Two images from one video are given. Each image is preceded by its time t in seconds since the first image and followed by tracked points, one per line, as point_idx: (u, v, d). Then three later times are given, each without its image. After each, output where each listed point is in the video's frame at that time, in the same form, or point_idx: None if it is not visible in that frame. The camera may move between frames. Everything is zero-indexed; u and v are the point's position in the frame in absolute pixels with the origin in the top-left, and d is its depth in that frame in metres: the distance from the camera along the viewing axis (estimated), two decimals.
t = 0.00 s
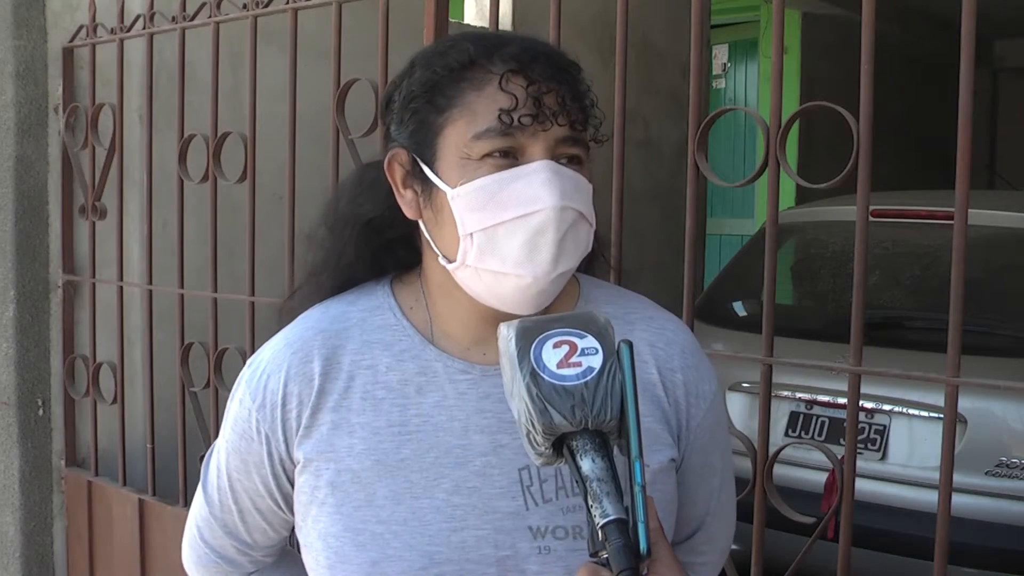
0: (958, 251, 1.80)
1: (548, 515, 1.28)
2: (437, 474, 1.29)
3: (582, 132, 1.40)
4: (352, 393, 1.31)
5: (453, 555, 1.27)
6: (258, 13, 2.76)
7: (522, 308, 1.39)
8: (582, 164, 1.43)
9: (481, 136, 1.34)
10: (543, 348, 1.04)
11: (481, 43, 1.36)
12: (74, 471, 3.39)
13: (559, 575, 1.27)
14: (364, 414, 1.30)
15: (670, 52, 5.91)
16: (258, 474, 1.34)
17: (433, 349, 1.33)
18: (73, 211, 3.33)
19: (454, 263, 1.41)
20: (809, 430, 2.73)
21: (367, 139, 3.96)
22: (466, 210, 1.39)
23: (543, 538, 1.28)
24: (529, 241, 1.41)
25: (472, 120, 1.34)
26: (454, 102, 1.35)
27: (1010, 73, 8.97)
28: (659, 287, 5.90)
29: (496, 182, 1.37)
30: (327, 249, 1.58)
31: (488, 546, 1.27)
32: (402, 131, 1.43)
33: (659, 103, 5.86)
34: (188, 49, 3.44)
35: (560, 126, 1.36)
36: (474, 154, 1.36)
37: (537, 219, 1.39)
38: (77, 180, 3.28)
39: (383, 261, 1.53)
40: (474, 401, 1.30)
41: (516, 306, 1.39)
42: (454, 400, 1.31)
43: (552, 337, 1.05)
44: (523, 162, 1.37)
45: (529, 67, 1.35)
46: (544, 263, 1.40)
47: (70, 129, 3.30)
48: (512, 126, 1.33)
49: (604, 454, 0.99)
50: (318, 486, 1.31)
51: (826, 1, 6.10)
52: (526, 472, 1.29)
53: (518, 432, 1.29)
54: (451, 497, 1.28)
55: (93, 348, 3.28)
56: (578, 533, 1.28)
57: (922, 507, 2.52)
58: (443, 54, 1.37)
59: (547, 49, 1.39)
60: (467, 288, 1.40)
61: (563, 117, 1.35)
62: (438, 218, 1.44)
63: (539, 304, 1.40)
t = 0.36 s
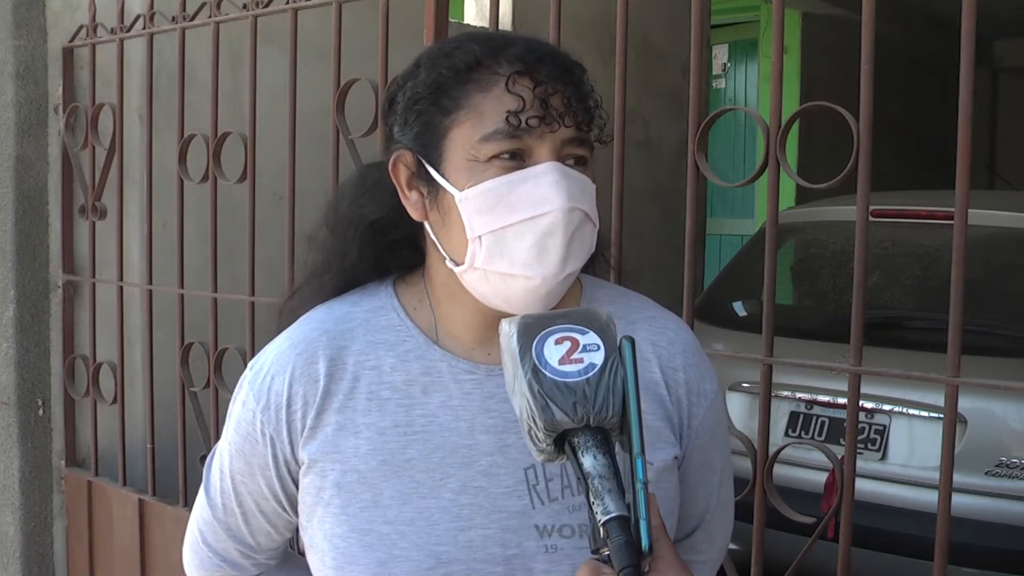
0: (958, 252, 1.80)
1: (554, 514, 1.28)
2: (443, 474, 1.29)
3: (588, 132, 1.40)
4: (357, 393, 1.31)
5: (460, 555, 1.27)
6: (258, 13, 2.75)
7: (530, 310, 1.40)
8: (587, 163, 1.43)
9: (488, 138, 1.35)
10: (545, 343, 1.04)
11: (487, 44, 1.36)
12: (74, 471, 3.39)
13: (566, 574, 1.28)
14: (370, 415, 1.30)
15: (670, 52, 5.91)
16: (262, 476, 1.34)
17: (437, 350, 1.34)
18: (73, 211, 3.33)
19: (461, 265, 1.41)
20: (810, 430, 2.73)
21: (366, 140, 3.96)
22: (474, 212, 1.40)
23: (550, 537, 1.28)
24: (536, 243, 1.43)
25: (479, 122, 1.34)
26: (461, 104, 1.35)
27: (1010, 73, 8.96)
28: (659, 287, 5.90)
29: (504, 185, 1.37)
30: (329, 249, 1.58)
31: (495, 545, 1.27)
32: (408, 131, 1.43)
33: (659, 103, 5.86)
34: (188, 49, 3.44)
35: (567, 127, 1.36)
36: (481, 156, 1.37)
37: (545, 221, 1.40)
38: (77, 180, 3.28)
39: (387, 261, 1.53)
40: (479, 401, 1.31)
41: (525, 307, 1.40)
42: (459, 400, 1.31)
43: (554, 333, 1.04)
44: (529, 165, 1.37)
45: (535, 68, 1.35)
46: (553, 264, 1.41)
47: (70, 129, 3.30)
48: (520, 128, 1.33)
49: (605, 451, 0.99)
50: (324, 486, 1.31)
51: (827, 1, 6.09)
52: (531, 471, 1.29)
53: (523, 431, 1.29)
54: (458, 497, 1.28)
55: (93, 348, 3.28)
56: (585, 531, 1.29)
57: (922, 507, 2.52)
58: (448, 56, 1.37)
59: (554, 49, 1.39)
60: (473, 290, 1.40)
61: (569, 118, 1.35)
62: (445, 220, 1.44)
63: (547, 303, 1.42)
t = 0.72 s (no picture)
0: (957, 252, 1.80)
1: (558, 513, 1.29)
2: (447, 475, 1.29)
3: (588, 131, 1.40)
4: (359, 395, 1.31)
5: (465, 555, 1.27)
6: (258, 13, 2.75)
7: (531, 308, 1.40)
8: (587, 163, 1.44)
9: (488, 137, 1.35)
10: (547, 341, 1.04)
11: (487, 44, 1.36)
12: (74, 471, 3.39)
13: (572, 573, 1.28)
14: (372, 417, 1.31)
15: (670, 52, 5.91)
16: (264, 480, 1.34)
17: (439, 351, 1.34)
18: (73, 211, 3.33)
19: (463, 263, 1.42)
20: (809, 430, 2.73)
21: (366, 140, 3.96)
22: (475, 210, 1.40)
23: (555, 536, 1.28)
24: (538, 240, 1.42)
25: (479, 121, 1.34)
26: (461, 103, 1.35)
27: (1010, 74, 8.97)
28: (659, 287, 5.90)
29: (505, 183, 1.37)
30: (331, 249, 1.58)
31: (501, 545, 1.28)
32: (408, 131, 1.43)
33: (659, 103, 5.86)
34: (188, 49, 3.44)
35: (567, 126, 1.36)
36: (481, 156, 1.37)
37: (547, 218, 1.40)
38: (77, 179, 3.28)
39: (388, 263, 1.53)
40: (482, 401, 1.31)
41: (527, 304, 1.40)
42: (462, 401, 1.31)
43: (556, 330, 1.05)
44: (529, 162, 1.37)
45: (536, 68, 1.35)
46: (554, 261, 1.41)
47: (70, 129, 3.30)
48: (521, 127, 1.33)
49: (607, 449, 0.99)
50: (328, 489, 1.31)
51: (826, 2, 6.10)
52: (536, 471, 1.29)
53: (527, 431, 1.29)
54: (462, 498, 1.28)
55: (93, 348, 3.28)
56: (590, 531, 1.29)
57: (922, 507, 2.52)
58: (449, 55, 1.37)
59: (554, 49, 1.39)
60: (475, 288, 1.40)
61: (570, 118, 1.35)
62: (446, 219, 1.44)
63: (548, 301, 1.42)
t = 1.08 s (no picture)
0: (958, 251, 1.80)
1: (561, 514, 1.29)
2: (450, 475, 1.29)
3: (588, 128, 1.40)
4: (363, 393, 1.31)
5: (467, 556, 1.27)
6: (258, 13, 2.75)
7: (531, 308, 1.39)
8: (588, 160, 1.43)
9: (486, 135, 1.35)
10: (549, 340, 1.04)
11: (484, 42, 1.36)
12: (74, 471, 3.39)
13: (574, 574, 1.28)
14: (376, 416, 1.31)
15: (670, 52, 5.91)
16: (267, 477, 1.34)
17: (443, 350, 1.34)
18: (73, 211, 3.33)
19: (462, 264, 1.41)
20: (809, 430, 2.73)
21: (366, 140, 3.96)
22: (475, 210, 1.40)
23: (558, 538, 1.28)
24: (537, 240, 1.42)
25: (478, 120, 1.34)
26: (460, 102, 1.35)
27: (1010, 74, 8.97)
28: (659, 287, 5.90)
29: (504, 182, 1.37)
30: (334, 249, 1.58)
31: (503, 546, 1.28)
32: (410, 132, 1.44)
33: (659, 103, 5.86)
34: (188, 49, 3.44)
35: (566, 123, 1.36)
36: (480, 154, 1.37)
37: (545, 219, 1.39)
38: (77, 179, 3.28)
39: (393, 262, 1.53)
40: (486, 401, 1.31)
41: (526, 305, 1.38)
42: (466, 401, 1.31)
43: (558, 330, 1.05)
44: (528, 162, 1.38)
45: (534, 66, 1.35)
46: (553, 261, 1.40)
47: (70, 129, 3.30)
48: (518, 125, 1.33)
49: (609, 448, 0.99)
50: (331, 487, 1.31)
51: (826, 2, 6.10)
52: (538, 472, 1.29)
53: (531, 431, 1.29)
54: (465, 498, 1.28)
55: (93, 348, 3.28)
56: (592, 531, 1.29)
57: (922, 507, 2.52)
58: (446, 55, 1.37)
59: (552, 47, 1.40)
60: (475, 288, 1.40)
61: (568, 115, 1.35)
62: (446, 219, 1.45)
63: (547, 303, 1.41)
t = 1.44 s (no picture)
0: (957, 252, 1.80)
1: (560, 515, 1.28)
2: (449, 476, 1.29)
3: (592, 138, 1.40)
4: (362, 394, 1.32)
5: (466, 556, 1.27)
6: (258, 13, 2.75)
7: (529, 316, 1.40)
8: (592, 167, 1.43)
9: (490, 143, 1.35)
10: (551, 343, 1.04)
11: (492, 47, 1.36)
12: (74, 471, 3.39)
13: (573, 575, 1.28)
14: (375, 416, 1.31)
15: (670, 52, 5.91)
16: (266, 478, 1.34)
17: (442, 352, 1.34)
18: (73, 211, 3.33)
19: (461, 269, 1.42)
20: (809, 430, 2.73)
21: (366, 141, 3.96)
22: (475, 216, 1.40)
23: (556, 539, 1.28)
24: (536, 248, 1.42)
25: (482, 126, 1.34)
26: (464, 107, 1.35)
27: (1010, 74, 8.97)
28: (659, 287, 5.90)
29: (505, 190, 1.38)
30: (334, 248, 1.58)
31: (502, 547, 1.28)
32: (412, 133, 1.43)
33: (659, 103, 5.86)
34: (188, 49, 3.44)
35: (570, 133, 1.36)
36: (483, 162, 1.37)
37: (545, 228, 1.40)
38: (77, 179, 3.28)
39: (392, 261, 1.53)
40: (485, 402, 1.31)
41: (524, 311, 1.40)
42: (464, 402, 1.31)
43: (560, 332, 1.05)
44: (532, 170, 1.38)
45: (540, 72, 1.35)
46: (552, 270, 1.41)
47: (70, 129, 3.30)
48: (523, 134, 1.33)
49: (612, 450, 0.99)
50: (330, 488, 1.31)
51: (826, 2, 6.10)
52: (537, 473, 1.29)
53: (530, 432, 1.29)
54: (464, 499, 1.28)
55: (93, 348, 3.28)
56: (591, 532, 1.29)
57: (922, 507, 2.52)
58: (453, 57, 1.37)
59: (560, 54, 1.39)
60: (474, 293, 1.41)
61: (573, 125, 1.35)
62: (446, 223, 1.44)
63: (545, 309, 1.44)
